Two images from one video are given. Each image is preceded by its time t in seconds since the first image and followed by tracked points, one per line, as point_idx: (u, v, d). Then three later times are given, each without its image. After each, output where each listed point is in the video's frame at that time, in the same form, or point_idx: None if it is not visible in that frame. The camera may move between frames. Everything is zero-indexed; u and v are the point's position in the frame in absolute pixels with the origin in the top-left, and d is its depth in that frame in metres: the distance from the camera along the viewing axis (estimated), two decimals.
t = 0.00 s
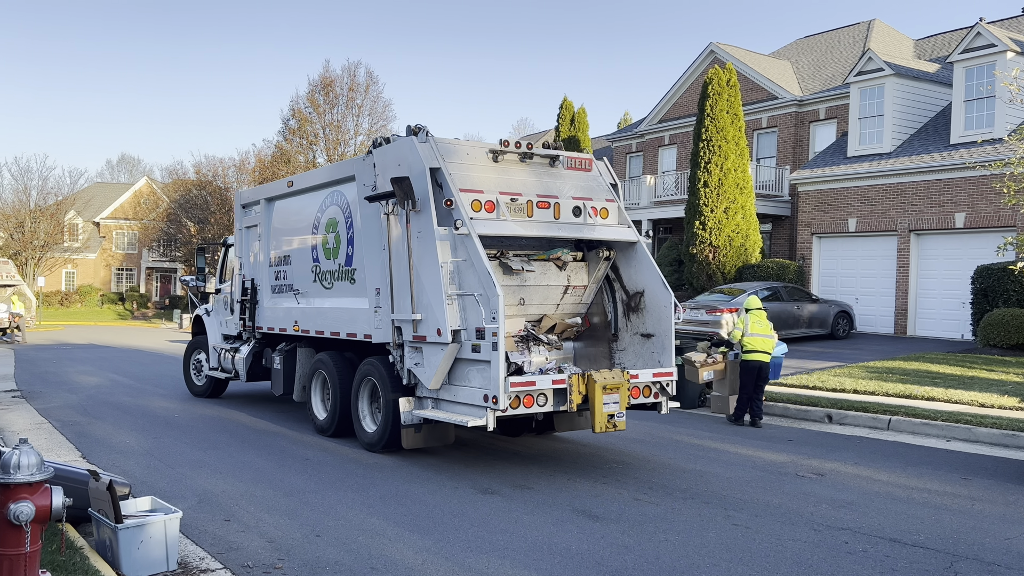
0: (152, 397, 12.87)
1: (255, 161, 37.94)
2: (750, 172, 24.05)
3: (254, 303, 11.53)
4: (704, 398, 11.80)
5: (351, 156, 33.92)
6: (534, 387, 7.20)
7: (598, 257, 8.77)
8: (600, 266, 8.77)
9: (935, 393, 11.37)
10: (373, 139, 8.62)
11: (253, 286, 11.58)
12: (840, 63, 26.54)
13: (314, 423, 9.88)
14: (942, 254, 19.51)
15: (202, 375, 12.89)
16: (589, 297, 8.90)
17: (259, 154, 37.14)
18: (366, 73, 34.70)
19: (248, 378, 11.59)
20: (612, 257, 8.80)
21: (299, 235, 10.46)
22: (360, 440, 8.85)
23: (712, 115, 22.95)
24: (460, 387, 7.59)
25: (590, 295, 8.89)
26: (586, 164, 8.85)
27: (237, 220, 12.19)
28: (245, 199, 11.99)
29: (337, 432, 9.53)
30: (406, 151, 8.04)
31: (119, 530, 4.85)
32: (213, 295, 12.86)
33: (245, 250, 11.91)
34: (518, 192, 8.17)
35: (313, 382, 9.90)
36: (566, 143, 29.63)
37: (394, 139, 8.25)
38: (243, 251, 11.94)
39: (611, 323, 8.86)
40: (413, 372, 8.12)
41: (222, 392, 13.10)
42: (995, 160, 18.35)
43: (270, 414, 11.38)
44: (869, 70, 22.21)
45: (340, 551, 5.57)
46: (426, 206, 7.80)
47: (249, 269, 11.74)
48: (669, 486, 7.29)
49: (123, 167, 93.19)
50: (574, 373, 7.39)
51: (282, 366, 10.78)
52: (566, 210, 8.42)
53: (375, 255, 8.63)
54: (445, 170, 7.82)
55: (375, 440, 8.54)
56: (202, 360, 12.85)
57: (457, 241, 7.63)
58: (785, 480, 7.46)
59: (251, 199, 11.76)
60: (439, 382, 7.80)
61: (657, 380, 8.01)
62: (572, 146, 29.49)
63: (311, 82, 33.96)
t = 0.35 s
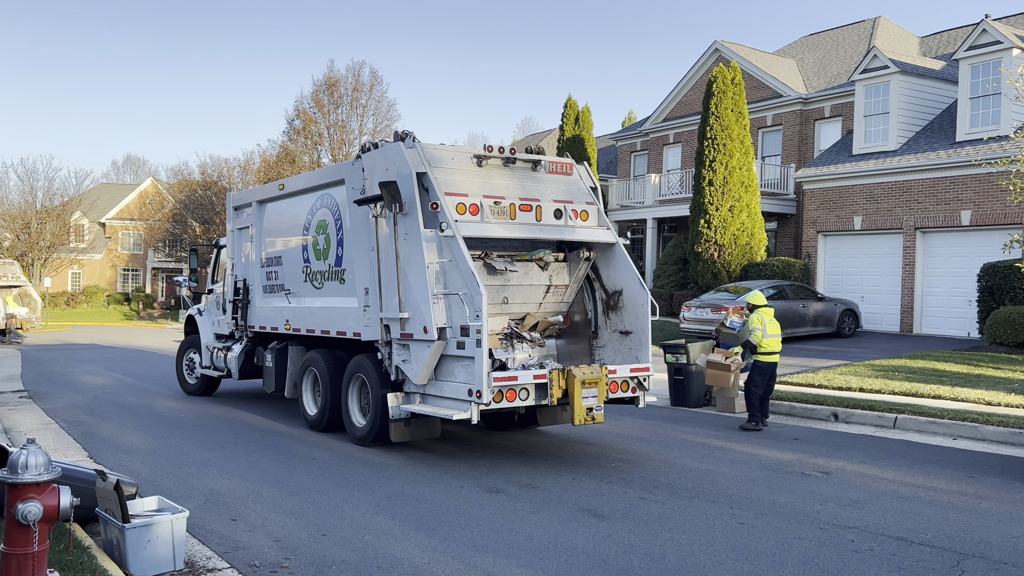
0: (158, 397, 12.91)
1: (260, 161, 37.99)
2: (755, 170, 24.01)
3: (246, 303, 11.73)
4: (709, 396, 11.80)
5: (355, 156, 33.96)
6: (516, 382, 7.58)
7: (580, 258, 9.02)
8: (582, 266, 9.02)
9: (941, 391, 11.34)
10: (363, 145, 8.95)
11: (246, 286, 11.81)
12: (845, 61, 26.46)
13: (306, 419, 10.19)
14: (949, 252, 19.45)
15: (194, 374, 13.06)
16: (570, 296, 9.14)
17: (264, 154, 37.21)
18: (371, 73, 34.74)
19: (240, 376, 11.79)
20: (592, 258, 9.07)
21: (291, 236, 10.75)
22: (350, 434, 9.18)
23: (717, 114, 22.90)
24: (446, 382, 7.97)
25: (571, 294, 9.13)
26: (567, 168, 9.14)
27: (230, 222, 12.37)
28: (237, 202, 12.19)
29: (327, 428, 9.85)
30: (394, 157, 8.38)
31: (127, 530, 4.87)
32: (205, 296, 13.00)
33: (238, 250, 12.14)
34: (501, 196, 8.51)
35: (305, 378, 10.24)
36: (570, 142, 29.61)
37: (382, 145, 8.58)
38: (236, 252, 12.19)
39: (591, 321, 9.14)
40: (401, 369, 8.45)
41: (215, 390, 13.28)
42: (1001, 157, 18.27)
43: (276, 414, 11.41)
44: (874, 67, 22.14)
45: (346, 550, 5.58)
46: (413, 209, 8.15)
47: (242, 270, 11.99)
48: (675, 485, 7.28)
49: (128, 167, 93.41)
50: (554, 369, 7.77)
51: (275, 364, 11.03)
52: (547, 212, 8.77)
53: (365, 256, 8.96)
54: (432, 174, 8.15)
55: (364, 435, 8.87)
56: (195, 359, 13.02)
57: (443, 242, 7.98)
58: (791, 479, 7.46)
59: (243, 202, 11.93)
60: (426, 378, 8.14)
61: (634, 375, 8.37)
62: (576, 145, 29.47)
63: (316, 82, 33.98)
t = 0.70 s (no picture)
0: (166, 396, 12.95)
1: (267, 161, 38.06)
2: (762, 167, 23.95)
3: (243, 302, 11.77)
4: (716, 394, 11.79)
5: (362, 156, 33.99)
6: (506, 377, 7.85)
7: (566, 257, 9.28)
8: (568, 265, 9.27)
9: (949, 388, 11.30)
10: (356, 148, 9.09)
11: (241, 287, 11.81)
12: (852, 57, 26.36)
13: (302, 416, 10.36)
14: (957, 249, 19.37)
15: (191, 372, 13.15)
16: (558, 294, 9.42)
17: (271, 154, 37.27)
18: (376, 72, 34.77)
19: (236, 374, 11.86)
20: (578, 257, 9.33)
21: (285, 237, 10.84)
22: (345, 430, 9.40)
23: (723, 111, 22.84)
24: (437, 378, 8.20)
25: (559, 293, 9.42)
26: (554, 170, 9.37)
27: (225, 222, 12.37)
28: (232, 204, 12.24)
29: (323, 424, 10.03)
30: (386, 161, 8.57)
31: (136, 529, 4.89)
32: (202, 295, 13.04)
33: (233, 250, 12.18)
34: (490, 197, 8.74)
35: (300, 375, 10.38)
36: (576, 141, 29.59)
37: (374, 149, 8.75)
38: (230, 252, 12.22)
39: (578, 319, 9.44)
40: (394, 365, 8.66)
41: (212, 388, 13.38)
42: (1009, 153, 18.18)
43: (282, 412, 11.45)
44: (881, 63, 22.07)
45: (354, 549, 5.60)
46: (405, 211, 8.34)
47: (236, 270, 12.02)
48: (683, 483, 7.26)
49: (136, 167, 93.73)
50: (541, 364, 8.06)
51: (271, 363, 11.14)
52: (535, 213, 9.04)
53: (357, 257, 9.13)
54: (423, 177, 8.34)
55: (359, 430, 9.09)
56: (193, 358, 13.10)
57: (433, 242, 8.20)
58: (799, 477, 7.44)
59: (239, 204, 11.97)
60: (417, 374, 8.37)
61: (619, 370, 8.66)
62: (582, 143, 29.45)
63: (322, 81, 34.03)
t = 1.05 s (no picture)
0: (176, 396, 13.00)
1: (274, 160, 38.12)
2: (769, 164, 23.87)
3: (243, 302, 11.81)
4: (723, 392, 11.78)
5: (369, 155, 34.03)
6: (502, 372, 7.93)
7: (561, 256, 9.29)
8: (563, 264, 9.27)
9: (959, 384, 11.25)
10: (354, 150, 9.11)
11: (242, 288, 11.84)
12: (860, 52, 26.26)
13: (302, 413, 10.40)
14: (966, 244, 19.29)
15: (193, 371, 13.21)
16: (553, 293, 9.43)
17: (278, 154, 37.34)
18: (383, 71, 34.80)
19: (238, 373, 11.90)
20: (573, 256, 9.34)
21: (284, 238, 10.88)
22: (345, 426, 9.45)
23: (730, 108, 22.79)
24: (434, 374, 8.24)
25: (554, 291, 9.43)
26: (549, 170, 9.38)
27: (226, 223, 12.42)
28: (233, 204, 12.27)
29: (322, 421, 10.07)
30: (383, 163, 8.60)
31: (145, 528, 4.91)
32: (204, 294, 13.07)
33: (233, 251, 12.22)
34: (485, 198, 8.77)
35: (299, 373, 10.41)
36: (582, 139, 29.53)
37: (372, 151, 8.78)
38: (232, 252, 12.25)
39: (573, 316, 9.43)
40: (392, 362, 8.68)
41: (213, 386, 13.44)
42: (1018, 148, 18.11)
43: (289, 411, 11.48)
44: (889, 59, 21.99)
45: (362, 547, 5.61)
46: (402, 212, 8.38)
47: (237, 271, 12.05)
48: (691, 480, 7.25)
49: (144, 167, 94.16)
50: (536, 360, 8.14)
51: (271, 362, 11.19)
52: (530, 213, 9.05)
53: (355, 256, 9.14)
54: (419, 178, 8.38)
55: (358, 426, 9.15)
56: (195, 356, 13.15)
57: (430, 242, 8.25)
58: (807, 474, 7.41)
59: (239, 206, 12.02)
60: (415, 371, 8.40)
61: (613, 365, 8.71)
62: (589, 141, 29.41)
63: (328, 81, 34.09)
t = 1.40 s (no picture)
0: (184, 394, 13.04)
1: (280, 159, 38.17)
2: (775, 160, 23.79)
3: (248, 301, 11.85)
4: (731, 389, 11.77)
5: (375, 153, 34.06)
6: (505, 369, 7.95)
7: (562, 254, 9.29)
8: (564, 262, 9.28)
9: (968, 381, 11.21)
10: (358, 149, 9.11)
11: (247, 286, 11.87)
12: (868, 48, 26.15)
13: (306, 411, 10.44)
14: (974, 240, 19.20)
15: (199, 369, 13.26)
16: (555, 290, 9.43)
17: (285, 153, 37.39)
18: (389, 69, 34.81)
19: (243, 371, 11.93)
20: (575, 253, 9.34)
21: (289, 237, 10.89)
22: (349, 423, 9.48)
23: (737, 104, 22.72)
24: (438, 371, 8.26)
25: (556, 289, 9.43)
26: (551, 169, 9.38)
27: (231, 222, 12.44)
28: (237, 203, 12.28)
29: (327, 418, 10.10)
30: (386, 162, 8.61)
31: (153, 525, 4.93)
32: (209, 293, 13.11)
33: (238, 251, 12.24)
34: (488, 196, 8.77)
35: (304, 370, 10.44)
36: (588, 136, 29.47)
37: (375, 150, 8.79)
38: (237, 251, 12.28)
39: (575, 314, 9.42)
40: (396, 360, 8.70)
41: (220, 384, 13.48)
42: None
43: (296, 409, 11.51)
44: (896, 54, 21.88)
45: (369, 544, 5.62)
46: (405, 211, 8.38)
47: (242, 270, 12.08)
48: (698, 478, 7.24)
49: (151, 167, 94.44)
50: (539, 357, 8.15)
51: (276, 360, 11.23)
52: (532, 211, 9.05)
53: (359, 254, 9.15)
54: (422, 177, 8.38)
55: (362, 423, 9.18)
56: (201, 355, 13.19)
57: (434, 240, 8.25)
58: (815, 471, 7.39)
59: (243, 205, 12.04)
60: (419, 368, 8.41)
61: (615, 362, 8.73)
62: (595, 139, 29.36)
63: (334, 79, 34.10)
